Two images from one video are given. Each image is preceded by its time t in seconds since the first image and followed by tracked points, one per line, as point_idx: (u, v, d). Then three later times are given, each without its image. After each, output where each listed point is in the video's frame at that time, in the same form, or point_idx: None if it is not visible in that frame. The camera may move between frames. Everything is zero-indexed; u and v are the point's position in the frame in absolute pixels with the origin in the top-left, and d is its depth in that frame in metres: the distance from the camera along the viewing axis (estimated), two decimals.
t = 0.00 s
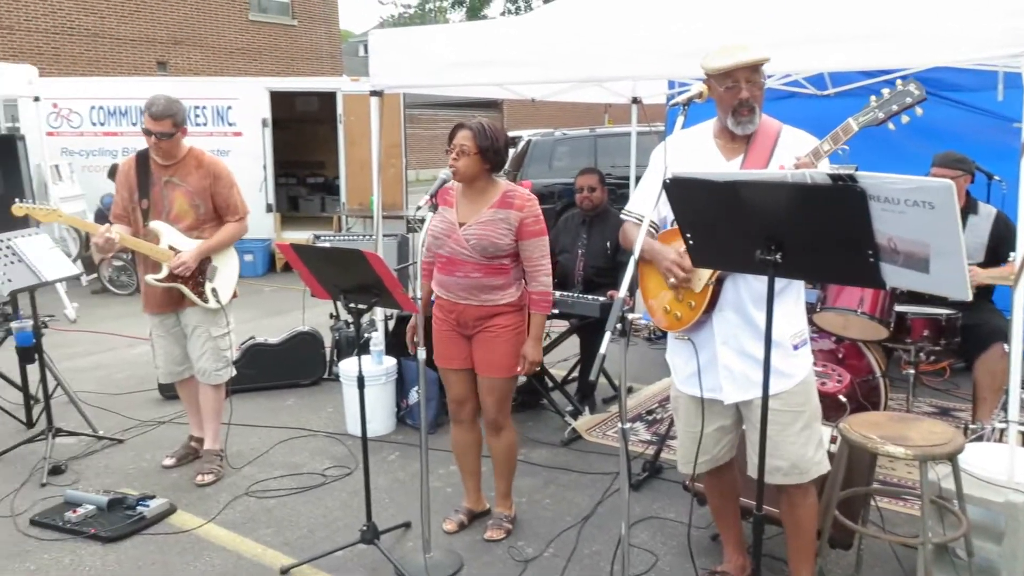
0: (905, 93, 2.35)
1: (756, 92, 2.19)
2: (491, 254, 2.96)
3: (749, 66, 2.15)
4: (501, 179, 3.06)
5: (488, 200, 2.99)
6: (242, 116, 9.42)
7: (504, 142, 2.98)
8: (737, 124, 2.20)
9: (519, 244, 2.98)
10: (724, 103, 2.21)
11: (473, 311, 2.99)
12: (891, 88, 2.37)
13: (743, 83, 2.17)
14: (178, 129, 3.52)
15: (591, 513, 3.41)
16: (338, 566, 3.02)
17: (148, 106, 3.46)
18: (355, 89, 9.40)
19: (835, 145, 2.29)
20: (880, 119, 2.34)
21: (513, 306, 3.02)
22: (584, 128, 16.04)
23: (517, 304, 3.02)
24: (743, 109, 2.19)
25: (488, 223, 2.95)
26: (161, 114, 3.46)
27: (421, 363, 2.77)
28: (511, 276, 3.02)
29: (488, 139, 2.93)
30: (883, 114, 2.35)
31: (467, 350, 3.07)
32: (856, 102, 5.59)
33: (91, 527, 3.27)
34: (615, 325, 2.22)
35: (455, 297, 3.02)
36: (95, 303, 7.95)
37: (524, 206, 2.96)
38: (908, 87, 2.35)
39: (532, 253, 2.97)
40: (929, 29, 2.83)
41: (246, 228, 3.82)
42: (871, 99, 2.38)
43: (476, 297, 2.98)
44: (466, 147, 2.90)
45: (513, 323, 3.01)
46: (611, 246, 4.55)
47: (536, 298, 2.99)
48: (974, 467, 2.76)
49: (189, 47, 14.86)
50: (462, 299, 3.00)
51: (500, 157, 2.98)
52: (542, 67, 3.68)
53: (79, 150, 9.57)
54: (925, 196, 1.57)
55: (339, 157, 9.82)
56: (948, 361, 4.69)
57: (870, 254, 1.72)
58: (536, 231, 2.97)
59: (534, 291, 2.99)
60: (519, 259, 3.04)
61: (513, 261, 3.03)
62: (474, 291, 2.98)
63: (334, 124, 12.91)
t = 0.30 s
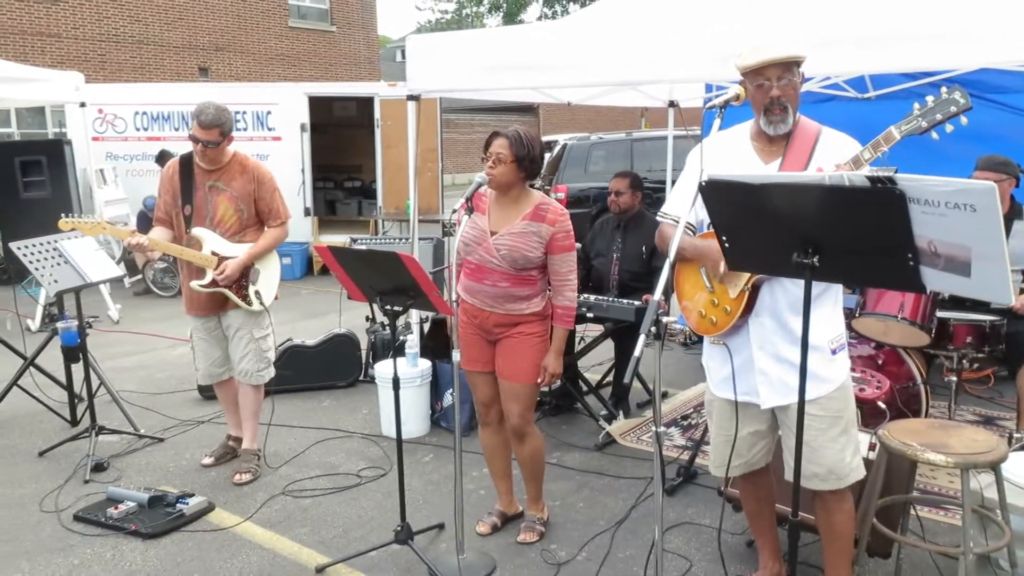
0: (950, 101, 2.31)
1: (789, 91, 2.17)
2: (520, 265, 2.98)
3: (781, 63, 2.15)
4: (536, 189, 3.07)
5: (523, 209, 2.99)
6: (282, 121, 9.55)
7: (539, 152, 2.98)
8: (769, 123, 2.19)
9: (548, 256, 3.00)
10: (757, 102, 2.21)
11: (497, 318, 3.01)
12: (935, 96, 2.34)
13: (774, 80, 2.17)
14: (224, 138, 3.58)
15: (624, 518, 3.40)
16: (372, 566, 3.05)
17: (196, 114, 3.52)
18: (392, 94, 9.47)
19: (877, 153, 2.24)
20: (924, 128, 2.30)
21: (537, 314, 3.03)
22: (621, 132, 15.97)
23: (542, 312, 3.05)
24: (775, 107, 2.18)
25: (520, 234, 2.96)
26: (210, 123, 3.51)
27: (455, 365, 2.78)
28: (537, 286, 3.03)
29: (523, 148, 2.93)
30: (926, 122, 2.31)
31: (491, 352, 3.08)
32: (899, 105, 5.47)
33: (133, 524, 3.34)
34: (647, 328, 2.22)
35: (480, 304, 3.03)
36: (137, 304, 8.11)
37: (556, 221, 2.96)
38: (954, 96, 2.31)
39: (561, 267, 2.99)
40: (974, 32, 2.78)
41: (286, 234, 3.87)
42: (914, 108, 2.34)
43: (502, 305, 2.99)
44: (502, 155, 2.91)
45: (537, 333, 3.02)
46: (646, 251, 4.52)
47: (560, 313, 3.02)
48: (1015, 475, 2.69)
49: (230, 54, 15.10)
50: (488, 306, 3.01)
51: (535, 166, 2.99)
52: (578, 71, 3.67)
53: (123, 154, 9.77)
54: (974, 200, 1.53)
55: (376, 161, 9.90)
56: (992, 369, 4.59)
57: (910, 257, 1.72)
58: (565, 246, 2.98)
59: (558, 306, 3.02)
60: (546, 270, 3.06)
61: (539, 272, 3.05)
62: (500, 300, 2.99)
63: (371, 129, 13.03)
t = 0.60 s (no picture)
0: (981, 101, 2.29)
1: (814, 91, 2.17)
2: (545, 266, 2.98)
3: (806, 62, 2.16)
4: (559, 188, 3.08)
5: (546, 208, 3.00)
6: (310, 125, 9.63)
7: (564, 152, 2.99)
8: (794, 123, 2.18)
9: (572, 256, 2.99)
10: (783, 103, 2.21)
11: (522, 319, 3.01)
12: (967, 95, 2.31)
13: (798, 80, 2.17)
14: (258, 143, 3.62)
15: (649, 521, 3.38)
16: (397, 566, 3.07)
17: (232, 118, 3.57)
18: (418, 97, 9.52)
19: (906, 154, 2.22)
20: (954, 128, 2.29)
21: (563, 314, 3.03)
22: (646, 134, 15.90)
23: (568, 312, 3.04)
24: (801, 108, 2.17)
25: (544, 235, 2.96)
26: (244, 128, 3.56)
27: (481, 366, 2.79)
28: (562, 286, 3.03)
29: (547, 148, 2.94)
30: (957, 123, 2.29)
31: (516, 353, 3.09)
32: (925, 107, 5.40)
33: (162, 521, 3.39)
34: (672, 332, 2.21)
35: (507, 305, 3.04)
36: (168, 306, 8.22)
37: (580, 220, 2.96)
38: (985, 95, 2.29)
39: (585, 266, 2.99)
40: (1006, 33, 2.74)
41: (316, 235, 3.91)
42: (944, 108, 2.33)
43: (528, 305, 3.00)
44: (527, 154, 2.92)
45: (564, 333, 3.02)
46: (672, 254, 4.50)
47: (586, 310, 3.03)
48: None
49: (260, 58, 15.27)
50: (513, 307, 3.03)
51: (559, 166, 2.99)
52: (604, 74, 3.67)
53: (155, 157, 9.91)
54: (1004, 201, 1.54)
55: (403, 164, 9.95)
56: None
57: (939, 259, 1.70)
58: (590, 245, 2.98)
59: (585, 304, 3.03)
60: (571, 270, 3.06)
61: (565, 271, 3.05)
62: (526, 301, 3.00)
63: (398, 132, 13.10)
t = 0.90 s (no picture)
0: (1014, 107, 2.24)
1: (840, 92, 2.16)
2: (566, 256, 2.97)
3: (832, 64, 2.16)
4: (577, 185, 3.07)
5: (563, 201, 3.00)
6: (332, 129, 9.69)
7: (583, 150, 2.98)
8: (821, 127, 2.17)
9: (593, 243, 2.97)
10: (808, 105, 2.20)
11: (557, 318, 3.00)
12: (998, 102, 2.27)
13: (824, 83, 2.17)
14: (285, 147, 3.65)
15: (669, 526, 3.37)
16: (417, 568, 3.07)
17: (259, 124, 3.59)
18: (440, 100, 9.56)
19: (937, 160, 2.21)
20: (984, 136, 2.25)
21: (596, 311, 3.00)
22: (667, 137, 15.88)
23: (600, 308, 3.01)
24: (827, 110, 2.16)
25: (561, 225, 2.96)
26: (272, 133, 3.58)
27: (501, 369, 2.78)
28: (589, 279, 3.01)
29: (569, 150, 2.94)
30: (987, 130, 2.25)
31: (548, 357, 3.09)
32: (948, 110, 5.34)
33: (185, 522, 3.42)
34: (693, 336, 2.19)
35: (537, 305, 3.04)
36: (191, 307, 8.30)
37: (594, 206, 2.95)
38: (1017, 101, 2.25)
39: (608, 252, 2.94)
40: None
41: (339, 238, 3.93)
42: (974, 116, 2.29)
43: (557, 302, 3.00)
44: (547, 154, 2.92)
45: (597, 330, 2.99)
46: (693, 257, 4.49)
47: (615, 298, 2.96)
48: None
49: (284, 62, 15.39)
50: (542, 305, 3.03)
51: (579, 168, 2.98)
52: (626, 76, 3.66)
53: (179, 161, 10.02)
54: None
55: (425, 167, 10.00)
56: None
57: (965, 264, 1.68)
58: (609, 229, 2.94)
59: (613, 291, 2.96)
60: (597, 261, 3.03)
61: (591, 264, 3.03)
62: (555, 297, 3.00)
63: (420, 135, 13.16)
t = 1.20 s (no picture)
0: None
1: (865, 95, 2.13)
2: (587, 260, 2.96)
3: (857, 66, 2.13)
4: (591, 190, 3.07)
5: (578, 208, 3.00)
6: (347, 131, 9.73)
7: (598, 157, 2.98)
8: (846, 130, 2.15)
9: (613, 245, 2.96)
10: (833, 108, 2.19)
11: (580, 324, 2.99)
12: None
13: (848, 85, 2.15)
14: (302, 151, 3.66)
15: (684, 530, 3.35)
16: (430, 570, 3.07)
17: (276, 127, 3.60)
18: (455, 103, 9.58)
19: (965, 168, 2.15)
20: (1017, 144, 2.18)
21: (619, 314, 2.99)
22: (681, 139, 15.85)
23: (623, 311, 3.00)
24: (852, 113, 2.14)
25: (580, 230, 2.95)
26: (291, 138, 3.59)
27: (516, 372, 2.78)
28: (611, 281, 3.00)
29: (584, 157, 2.94)
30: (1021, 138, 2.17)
31: (570, 363, 3.07)
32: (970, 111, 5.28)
33: (199, 523, 3.43)
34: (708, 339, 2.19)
35: (560, 312, 3.03)
36: (207, 309, 8.35)
37: (611, 208, 2.96)
38: None
39: (629, 253, 2.94)
40: None
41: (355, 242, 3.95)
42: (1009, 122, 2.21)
43: (582, 307, 2.99)
44: (563, 163, 2.91)
45: (620, 333, 2.98)
46: (708, 261, 4.47)
47: (636, 298, 2.95)
48: None
49: (300, 65, 15.48)
50: (567, 313, 3.01)
51: (593, 174, 2.99)
52: (641, 78, 3.65)
53: (196, 164, 10.08)
54: None
55: (439, 170, 10.02)
56: None
57: (983, 266, 1.66)
58: (627, 230, 2.94)
59: (634, 292, 2.95)
60: (617, 263, 3.02)
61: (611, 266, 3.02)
62: (579, 303, 2.99)
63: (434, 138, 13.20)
